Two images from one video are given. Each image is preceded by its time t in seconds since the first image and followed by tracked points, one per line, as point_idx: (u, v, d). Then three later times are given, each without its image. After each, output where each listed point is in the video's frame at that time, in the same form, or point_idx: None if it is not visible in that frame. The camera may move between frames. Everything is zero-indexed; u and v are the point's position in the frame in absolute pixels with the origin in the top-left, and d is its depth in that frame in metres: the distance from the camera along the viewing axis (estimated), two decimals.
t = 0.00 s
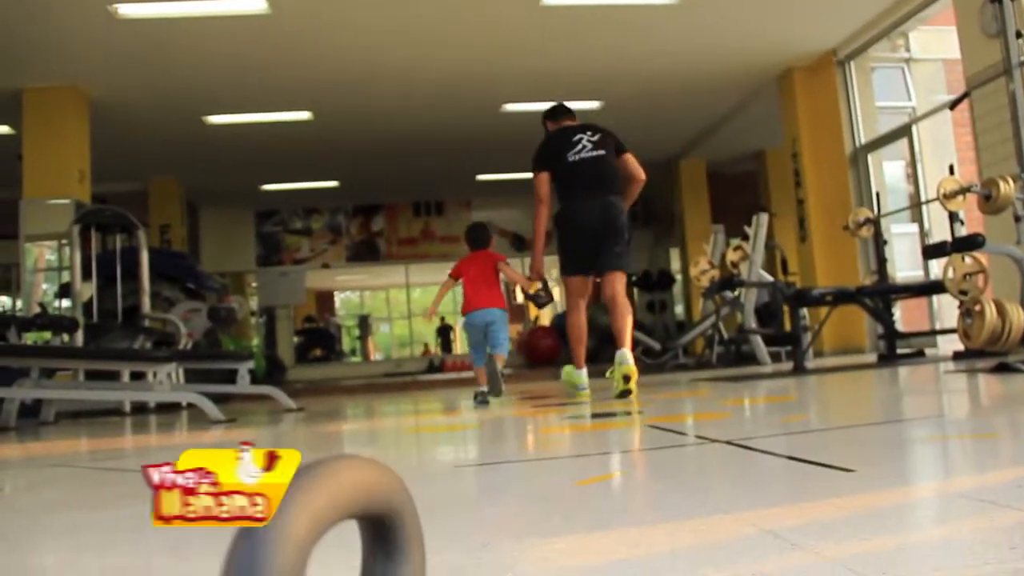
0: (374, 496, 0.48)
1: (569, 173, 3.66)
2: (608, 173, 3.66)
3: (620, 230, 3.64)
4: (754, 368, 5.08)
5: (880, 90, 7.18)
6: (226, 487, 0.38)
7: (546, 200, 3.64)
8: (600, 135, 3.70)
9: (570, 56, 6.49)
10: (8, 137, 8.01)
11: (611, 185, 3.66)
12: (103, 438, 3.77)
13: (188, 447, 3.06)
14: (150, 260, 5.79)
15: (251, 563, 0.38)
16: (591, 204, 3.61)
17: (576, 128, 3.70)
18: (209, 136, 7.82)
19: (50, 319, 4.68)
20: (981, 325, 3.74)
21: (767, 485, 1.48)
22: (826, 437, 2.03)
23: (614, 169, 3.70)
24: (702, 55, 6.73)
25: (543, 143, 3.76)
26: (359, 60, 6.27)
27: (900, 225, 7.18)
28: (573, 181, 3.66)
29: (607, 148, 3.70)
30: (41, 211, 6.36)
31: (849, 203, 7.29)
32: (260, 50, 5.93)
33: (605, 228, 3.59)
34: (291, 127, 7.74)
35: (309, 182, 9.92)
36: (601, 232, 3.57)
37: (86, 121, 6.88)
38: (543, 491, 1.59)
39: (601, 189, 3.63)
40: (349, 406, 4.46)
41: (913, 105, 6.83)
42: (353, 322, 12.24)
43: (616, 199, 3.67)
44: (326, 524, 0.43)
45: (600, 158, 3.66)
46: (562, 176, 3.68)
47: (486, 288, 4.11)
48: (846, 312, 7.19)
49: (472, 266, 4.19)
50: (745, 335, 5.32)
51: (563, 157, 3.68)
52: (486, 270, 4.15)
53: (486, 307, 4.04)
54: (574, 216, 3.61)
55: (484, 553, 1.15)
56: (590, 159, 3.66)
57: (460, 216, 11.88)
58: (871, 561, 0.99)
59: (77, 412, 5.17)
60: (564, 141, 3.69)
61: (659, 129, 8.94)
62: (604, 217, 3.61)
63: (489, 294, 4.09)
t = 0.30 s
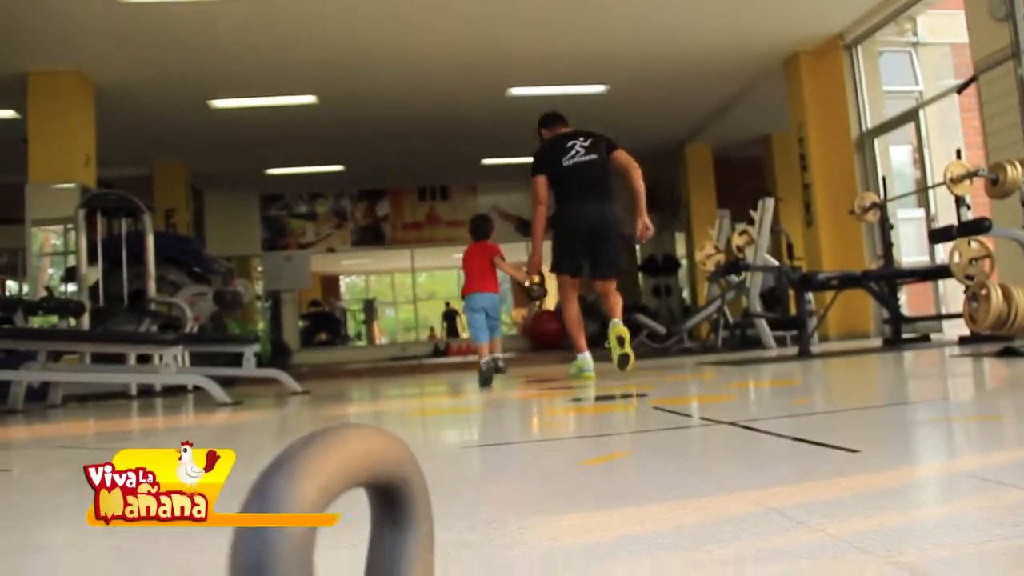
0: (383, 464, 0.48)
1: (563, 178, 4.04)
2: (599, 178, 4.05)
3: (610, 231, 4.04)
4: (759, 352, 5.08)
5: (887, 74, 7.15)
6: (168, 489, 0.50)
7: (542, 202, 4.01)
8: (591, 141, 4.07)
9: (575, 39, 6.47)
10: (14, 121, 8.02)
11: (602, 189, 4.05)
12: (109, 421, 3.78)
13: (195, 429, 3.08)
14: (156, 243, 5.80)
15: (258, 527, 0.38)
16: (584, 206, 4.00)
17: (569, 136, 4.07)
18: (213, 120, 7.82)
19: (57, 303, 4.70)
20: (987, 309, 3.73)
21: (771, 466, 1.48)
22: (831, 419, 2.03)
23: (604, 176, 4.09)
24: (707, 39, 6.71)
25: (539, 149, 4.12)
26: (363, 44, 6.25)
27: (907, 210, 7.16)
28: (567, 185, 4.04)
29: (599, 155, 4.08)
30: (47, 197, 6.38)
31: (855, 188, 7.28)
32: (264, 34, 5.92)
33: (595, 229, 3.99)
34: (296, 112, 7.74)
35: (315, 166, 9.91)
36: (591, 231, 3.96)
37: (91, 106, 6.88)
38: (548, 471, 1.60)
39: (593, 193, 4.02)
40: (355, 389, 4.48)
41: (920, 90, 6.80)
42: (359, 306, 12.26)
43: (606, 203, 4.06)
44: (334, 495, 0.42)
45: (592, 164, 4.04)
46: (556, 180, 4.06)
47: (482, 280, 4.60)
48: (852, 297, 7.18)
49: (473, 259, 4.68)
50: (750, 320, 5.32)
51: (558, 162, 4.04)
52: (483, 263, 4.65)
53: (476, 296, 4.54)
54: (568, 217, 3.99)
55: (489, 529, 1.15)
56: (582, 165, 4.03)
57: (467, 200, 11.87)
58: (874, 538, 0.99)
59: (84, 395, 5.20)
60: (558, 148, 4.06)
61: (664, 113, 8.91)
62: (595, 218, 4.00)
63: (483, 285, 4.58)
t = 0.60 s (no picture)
0: (386, 425, 0.49)
1: (561, 162, 4.17)
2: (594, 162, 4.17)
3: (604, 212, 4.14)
4: (764, 332, 5.09)
5: (893, 54, 7.12)
6: (169, 489, 0.41)
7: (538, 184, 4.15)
8: (586, 127, 4.22)
9: (579, 18, 6.44)
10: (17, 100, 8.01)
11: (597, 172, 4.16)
12: (114, 399, 3.79)
13: (201, 407, 3.10)
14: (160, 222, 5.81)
15: (264, 479, 0.39)
16: (579, 188, 4.12)
17: (566, 123, 4.22)
18: (217, 99, 7.80)
19: (62, 282, 4.71)
20: (991, 289, 3.73)
21: (773, 441, 1.49)
22: (835, 395, 2.04)
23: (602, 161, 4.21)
24: (711, 18, 6.67)
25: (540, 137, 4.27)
26: (368, 23, 6.23)
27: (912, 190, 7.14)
28: (563, 169, 4.16)
29: (596, 142, 4.21)
30: (51, 177, 6.38)
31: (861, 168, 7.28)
32: (267, 13, 5.90)
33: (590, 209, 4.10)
34: (300, 91, 7.72)
35: (319, 145, 9.90)
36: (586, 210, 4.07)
37: (95, 85, 6.87)
38: (551, 446, 1.61)
39: (588, 176, 4.15)
40: (358, 368, 4.50)
41: (927, 69, 6.78)
42: (363, 286, 12.31)
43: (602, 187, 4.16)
44: (335, 454, 0.43)
45: (586, 149, 4.17)
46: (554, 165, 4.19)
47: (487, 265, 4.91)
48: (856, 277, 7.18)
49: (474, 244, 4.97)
50: (754, 299, 5.33)
51: (555, 148, 4.19)
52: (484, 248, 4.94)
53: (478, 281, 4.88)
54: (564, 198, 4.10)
55: (494, 501, 1.17)
56: (578, 150, 4.17)
57: (471, 179, 11.85)
58: (876, 509, 1.00)
59: (90, 373, 5.21)
60: (556, 134, 4.21)
61: (669, 92, 8.88)
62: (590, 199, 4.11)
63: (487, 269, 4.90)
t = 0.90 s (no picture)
0: (389, 382, 0.49)
1: (561, 157, 4.26)
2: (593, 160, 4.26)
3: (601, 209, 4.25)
4: (767, 311, 5.09)
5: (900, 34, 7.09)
6: (167, 489, 0.42)
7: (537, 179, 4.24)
8: (589, 127, 4.30)
9: None
10: (20, 78, 8.01)
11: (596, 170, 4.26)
12: (120, 375, 3.82)
13: (207, 383, 3.12)
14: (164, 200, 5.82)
15: (270, 435, 0.40)
16: (577, 185, 4.22)
17: (569, 120, 4.30)
18: (221, 77, 7.79)
19: (67, 259, 4.72)
20: (995, 269, 3.73)
21: (776, 415, 1.50)
22: (838, 372, 2.05)
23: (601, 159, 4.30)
24: None
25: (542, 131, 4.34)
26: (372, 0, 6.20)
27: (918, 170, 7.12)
28: (563, 165, 4.26)
29: (596, 140, 4.29)
30: (55, 154, 6.37)
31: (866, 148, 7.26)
32: None
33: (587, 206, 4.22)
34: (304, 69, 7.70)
35: (323, 124, 9.88)
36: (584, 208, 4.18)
37: (98, 62, 6.85)
38: (555, 419, 1.63)
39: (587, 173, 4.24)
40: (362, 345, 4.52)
41: (934, 49, 6.73)
42: (367, 265, 12.37)
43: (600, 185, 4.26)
44: (340, 408, 0.44)
45: (587, 147, 4.26)
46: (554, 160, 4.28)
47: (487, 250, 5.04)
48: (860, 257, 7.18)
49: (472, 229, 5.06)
50: (758, 278, 5.33)
51: (556, 144, 4.27)
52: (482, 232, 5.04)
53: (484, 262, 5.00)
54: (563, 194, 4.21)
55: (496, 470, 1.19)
56: (578, 147, 4.26)
57: (475, 158, 11.81)
58: (877, 480, 1.01)
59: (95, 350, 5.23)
60: (558, 130, 4.28)
61: (674, 72, 8.84)
62: (587, 196, 4.22)
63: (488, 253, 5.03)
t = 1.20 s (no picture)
0: (393, 347, 0.50)
1: (561, 144, 4.30)
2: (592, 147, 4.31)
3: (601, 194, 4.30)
4: (771, 294, 5.10)
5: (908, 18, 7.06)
6: (167, 489, 0.47)
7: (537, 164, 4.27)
8: (588, 116, 4.35)
9: None
10: (25, 56, 7.99)
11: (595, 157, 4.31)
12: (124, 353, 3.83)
13: (211, 360, 3.12)
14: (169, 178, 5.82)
15: (276, 397, 0.39)
16: (579, 170, 4.26)
17: (568, 109, 4.33)
18: (225, 56, 7.77)
19: (72, 237, 4.72)
20: (1000, 255, 3.73)
21: (777, 394, 1.51)
22: (839, 354, 2.06)
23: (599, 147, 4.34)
24: None
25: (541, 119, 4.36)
26: None
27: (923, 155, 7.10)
28: (564, 152, 4.29)
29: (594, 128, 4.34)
30: (60, 133, 6.37)
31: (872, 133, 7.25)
32: None
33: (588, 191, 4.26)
34: (308, 48, 7.68)
35: (329, 103, 9.85)
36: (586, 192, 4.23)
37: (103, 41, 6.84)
38: (558, 396, 1.64)
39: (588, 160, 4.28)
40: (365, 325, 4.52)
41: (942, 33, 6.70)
42: (371, 247, 12.47)
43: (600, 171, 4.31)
44: (345, 370, 0.44)
45: (587, 135, 4.30)
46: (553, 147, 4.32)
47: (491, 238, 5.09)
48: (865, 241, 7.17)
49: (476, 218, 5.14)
50: (762, 261, 5.33)
51: (557, 131, 4.30)
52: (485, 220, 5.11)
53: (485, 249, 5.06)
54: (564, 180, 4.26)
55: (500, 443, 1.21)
56: (579, 135, 4.29)
57: (480, 140, 11.83)
58: (876, 457, 1.02)
59: (100, 329, 5.25)
60: (558, 118, 4.31)
61: (680, 54, 8.80)
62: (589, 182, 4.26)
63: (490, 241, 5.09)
